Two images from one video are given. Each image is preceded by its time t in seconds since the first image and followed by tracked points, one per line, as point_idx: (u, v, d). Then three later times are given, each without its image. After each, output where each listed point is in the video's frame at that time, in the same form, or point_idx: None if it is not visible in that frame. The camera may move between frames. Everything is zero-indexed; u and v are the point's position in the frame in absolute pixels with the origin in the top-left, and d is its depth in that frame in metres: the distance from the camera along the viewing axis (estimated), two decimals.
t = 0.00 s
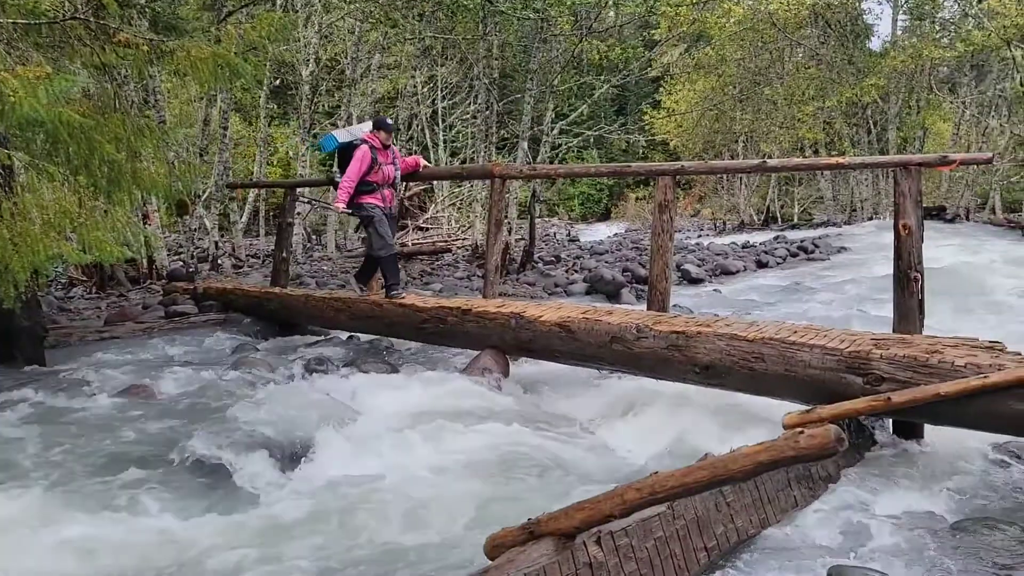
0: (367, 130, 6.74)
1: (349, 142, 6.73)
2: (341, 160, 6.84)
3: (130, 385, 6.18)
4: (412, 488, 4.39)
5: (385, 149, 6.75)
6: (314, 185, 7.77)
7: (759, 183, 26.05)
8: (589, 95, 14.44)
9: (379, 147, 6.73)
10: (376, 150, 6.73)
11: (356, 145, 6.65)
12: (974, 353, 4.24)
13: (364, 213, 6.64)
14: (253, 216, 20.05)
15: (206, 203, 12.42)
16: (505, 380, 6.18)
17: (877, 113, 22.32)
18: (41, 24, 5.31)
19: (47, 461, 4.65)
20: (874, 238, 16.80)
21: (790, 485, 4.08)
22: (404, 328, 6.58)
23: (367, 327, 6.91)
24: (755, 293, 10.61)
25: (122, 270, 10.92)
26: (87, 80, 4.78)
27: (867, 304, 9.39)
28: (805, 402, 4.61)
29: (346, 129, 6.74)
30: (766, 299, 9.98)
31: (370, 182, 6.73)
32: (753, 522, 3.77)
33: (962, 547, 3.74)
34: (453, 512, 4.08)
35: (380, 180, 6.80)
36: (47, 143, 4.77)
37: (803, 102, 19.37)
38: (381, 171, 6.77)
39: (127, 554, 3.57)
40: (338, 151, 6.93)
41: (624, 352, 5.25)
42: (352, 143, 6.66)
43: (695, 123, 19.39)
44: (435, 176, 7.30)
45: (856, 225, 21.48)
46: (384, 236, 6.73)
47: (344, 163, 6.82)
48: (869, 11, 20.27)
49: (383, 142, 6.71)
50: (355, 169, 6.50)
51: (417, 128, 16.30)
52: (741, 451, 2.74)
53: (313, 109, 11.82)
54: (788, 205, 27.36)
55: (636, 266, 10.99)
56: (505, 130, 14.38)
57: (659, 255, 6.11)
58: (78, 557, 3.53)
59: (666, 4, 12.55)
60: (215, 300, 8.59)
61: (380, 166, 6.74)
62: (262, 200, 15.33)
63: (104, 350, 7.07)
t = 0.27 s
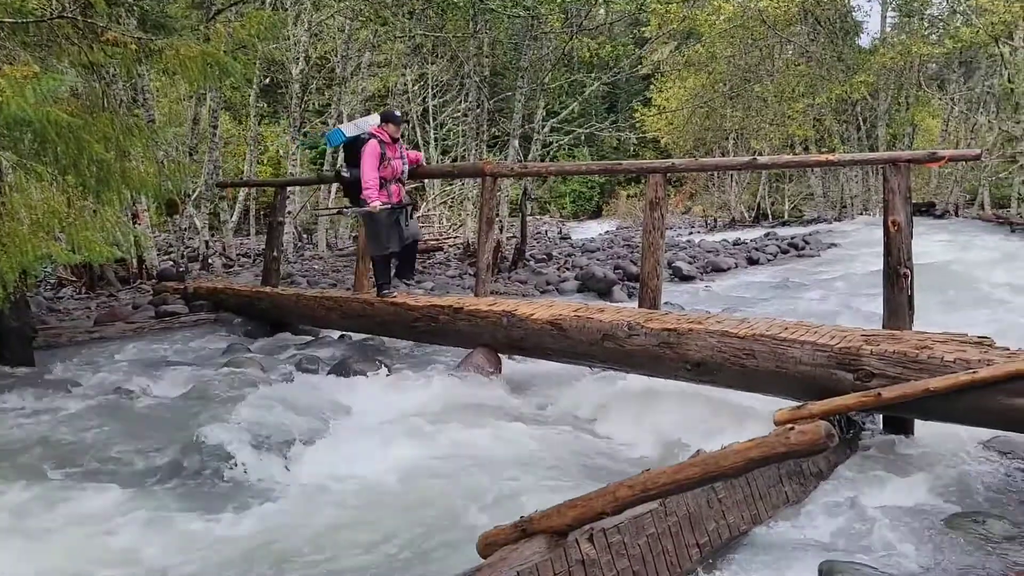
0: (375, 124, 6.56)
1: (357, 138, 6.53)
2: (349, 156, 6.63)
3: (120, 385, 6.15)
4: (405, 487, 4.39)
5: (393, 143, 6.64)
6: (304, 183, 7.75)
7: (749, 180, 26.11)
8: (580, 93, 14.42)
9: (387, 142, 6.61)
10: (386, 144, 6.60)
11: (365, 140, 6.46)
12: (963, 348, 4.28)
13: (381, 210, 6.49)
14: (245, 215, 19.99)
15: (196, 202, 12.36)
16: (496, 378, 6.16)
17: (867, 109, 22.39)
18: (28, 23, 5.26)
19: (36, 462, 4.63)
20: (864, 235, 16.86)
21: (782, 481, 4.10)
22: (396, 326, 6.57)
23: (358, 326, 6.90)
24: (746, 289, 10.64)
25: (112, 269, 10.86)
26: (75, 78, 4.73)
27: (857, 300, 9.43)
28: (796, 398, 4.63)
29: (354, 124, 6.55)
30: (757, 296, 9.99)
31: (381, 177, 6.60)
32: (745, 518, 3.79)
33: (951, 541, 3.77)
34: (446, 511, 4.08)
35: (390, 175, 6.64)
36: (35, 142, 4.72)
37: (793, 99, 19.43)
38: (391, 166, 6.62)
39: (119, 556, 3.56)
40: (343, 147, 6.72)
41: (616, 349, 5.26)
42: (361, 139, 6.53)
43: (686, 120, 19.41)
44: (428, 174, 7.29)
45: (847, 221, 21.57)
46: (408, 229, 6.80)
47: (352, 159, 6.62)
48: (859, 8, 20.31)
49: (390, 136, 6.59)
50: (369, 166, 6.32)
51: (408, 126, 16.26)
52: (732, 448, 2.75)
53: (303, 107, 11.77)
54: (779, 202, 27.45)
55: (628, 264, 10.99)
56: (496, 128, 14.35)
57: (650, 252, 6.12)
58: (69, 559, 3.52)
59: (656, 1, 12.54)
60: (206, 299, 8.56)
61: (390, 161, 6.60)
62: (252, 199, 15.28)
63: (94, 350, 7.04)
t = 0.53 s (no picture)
0: (378, 124, 6.61)
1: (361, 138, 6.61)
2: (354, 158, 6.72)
3: (100, 385, 6.08)
4: (389, 485, 4.38)
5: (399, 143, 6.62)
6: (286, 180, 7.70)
7: (732, 178, 26.24)
8: (564, 90, 14.43)
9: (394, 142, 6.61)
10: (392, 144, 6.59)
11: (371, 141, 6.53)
12: (942, 345, 4.32)
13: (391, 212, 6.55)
14: (226, 213, 19.83)
15: (178, 199, 12.25)
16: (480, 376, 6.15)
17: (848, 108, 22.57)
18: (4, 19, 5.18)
19: (14, 463, 4.57)
20: (845, 232, 17.00)
21: (765, 477, 4.14)
22: (380, 325, 6.55)
23: (341, 325, 6.86)
24: (729, 287, 10.70)
25: (92, 268, 10.74)
26: (52, 75, 4.67)
27: (838, 297, 9.51)
28: (779, 394, 4.67)
29: (357, 125, 6.62)
30: (740, 293, 10.04)
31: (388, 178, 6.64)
32: (729, 514, 3.82)
33: (930, 534, 3.82)
34: (431, 509, 4.07)
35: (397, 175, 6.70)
36: (11, 140, 4.65)
37: (775, 97, 19.54)
38: (398, 165, 6.66)
39: (100, 556, 3.53)
40: (348, 148, 6.80)
41: (600, 347, 5.28)
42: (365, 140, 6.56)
43: (669, 118, 19.47)
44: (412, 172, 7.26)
45: (828, 219, 21.74)
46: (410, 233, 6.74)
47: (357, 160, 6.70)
48: (840, 7, 20.46)
49: (396, 135, 6.55)
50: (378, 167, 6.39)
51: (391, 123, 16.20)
52: (715, 445, 2.77)
53: (286, 104, 11.69)
54: (761, 200, 27.62)
55: (612, 261, 11.02)
56: (480, 126, 14.32)
57: (634, 249, 6.14)
58: (48, 560, 3.48)
59: None
60: (188, 298, 8.49)
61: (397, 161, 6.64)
62: (234, 197, 15.16)
63: (74, 350, 6.96)
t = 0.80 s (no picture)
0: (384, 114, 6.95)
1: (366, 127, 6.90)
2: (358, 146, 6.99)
3: (77, 386, 6.01)
4: (370, 485, 4.36)
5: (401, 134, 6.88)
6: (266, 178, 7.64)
7: (714, 175, 26.35)
8: (546, 87, 14.42)
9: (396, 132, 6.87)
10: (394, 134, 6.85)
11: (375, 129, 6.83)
12: (920, 340, 4.37)
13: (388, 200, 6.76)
14: (206, 211, 19.65)
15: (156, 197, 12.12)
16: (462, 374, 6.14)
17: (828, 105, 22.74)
18: None
19: None
20: (825, 229, 17.13)
21: (746, 473, 4.17)
22: (361, 323, 6.52)
23: (323, 323, 6.82)
24: (711, 283, 10.75)
25: (68, 267, 10.60)
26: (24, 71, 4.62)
27: (818, 293, 9.58)
28: (759, 390, 4.70)
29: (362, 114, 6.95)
30: (721, 290, 10.10)
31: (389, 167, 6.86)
32: (710, 510, 3.84)
33: (906, 528, 3.87)
34: (412, 509, 4.06)
35: (400, 165, 6.97)
36: None
37: (755, 94, 19.64)
38: (401, 156, 6.95)
39: (76, 559, 3.48)
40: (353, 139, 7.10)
41: (582, 344, 5.28)
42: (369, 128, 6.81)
43: (651, 115, 19.51)
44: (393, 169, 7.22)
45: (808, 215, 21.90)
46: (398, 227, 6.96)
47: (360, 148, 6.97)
48: (819, 5, 20.59)
49: (401, 124, 6.89)
50: (379, 152, 6.66)
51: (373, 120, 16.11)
52: (696, 441, 2.77)
53: (266, 101, 11.59)
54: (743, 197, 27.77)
55: (594, 258, 11.03)
56: (462, 123, 14.27)
57: (616, 246, 6.15)
58: (23, 564, 3.44)
59: None
60: (167, 297, 8.41)
61: (398, 151, 6.86)
62: (213, 194, 15.02)
63: (51, 351, 6.87)
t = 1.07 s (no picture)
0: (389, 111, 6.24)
1: (368, 123, 6.20)
2: (357, 143, 6.32)
3: (55, 386, 5.94)
4: (353, 484, 4.34)
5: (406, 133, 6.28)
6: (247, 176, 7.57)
7: (697, 173, 26.45)
8: (529, 85, 14.40)
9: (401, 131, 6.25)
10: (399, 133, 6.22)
11: (377, 126, 6.15)
12: (899, 336, 4.41)
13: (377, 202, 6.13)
14: (187, 209, 19.48)
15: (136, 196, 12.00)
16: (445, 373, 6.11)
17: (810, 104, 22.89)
18: None
19: None
20: (807, 226, 17.25)
21: (728, 469, 4.19)
22: (343, 321, 6.48)
23: (305, 322, 6.78)
24: (694, 281, 10.78)
25: (46, 266, 10.47)
26: None
27: (800, 290, 9.64)
28: (741, 387, 4.72)
29: (366, 109, 6.23)
30: (704, 287, 10.14)
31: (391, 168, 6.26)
32: (693, 507, 3.86)
33: (886, 523, 3.90)
34: (395, 509, 4.04)
35: (401, 166, 6.32)
36: None
37: (737, 93, 19.74)
38: (404, 156, 6.30)
39: (52, 562, 3.44)
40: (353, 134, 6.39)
41: (566, 342, 5.28)
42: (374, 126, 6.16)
43: (634, 113, 19.56)
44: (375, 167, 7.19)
45: (790, 213, 22.04)
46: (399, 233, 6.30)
47: (361, 146, 6.29)
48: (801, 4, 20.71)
49: (407, 124, 6.23)
50: (376, 151, 5.99)
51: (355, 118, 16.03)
52: (678, 438, 2.78)
53: (247, 99, 11.49)
54: (726, 194, 27.89)
55: (577, 256, 11.04)
56: (445, 121, 14.23)
57: (599, 244, 6.16)
58: None
59: None
60: (147, 296, 8.32)
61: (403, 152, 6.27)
62: (193, 192, 14.88)
63: (28, 351, 6.78)
